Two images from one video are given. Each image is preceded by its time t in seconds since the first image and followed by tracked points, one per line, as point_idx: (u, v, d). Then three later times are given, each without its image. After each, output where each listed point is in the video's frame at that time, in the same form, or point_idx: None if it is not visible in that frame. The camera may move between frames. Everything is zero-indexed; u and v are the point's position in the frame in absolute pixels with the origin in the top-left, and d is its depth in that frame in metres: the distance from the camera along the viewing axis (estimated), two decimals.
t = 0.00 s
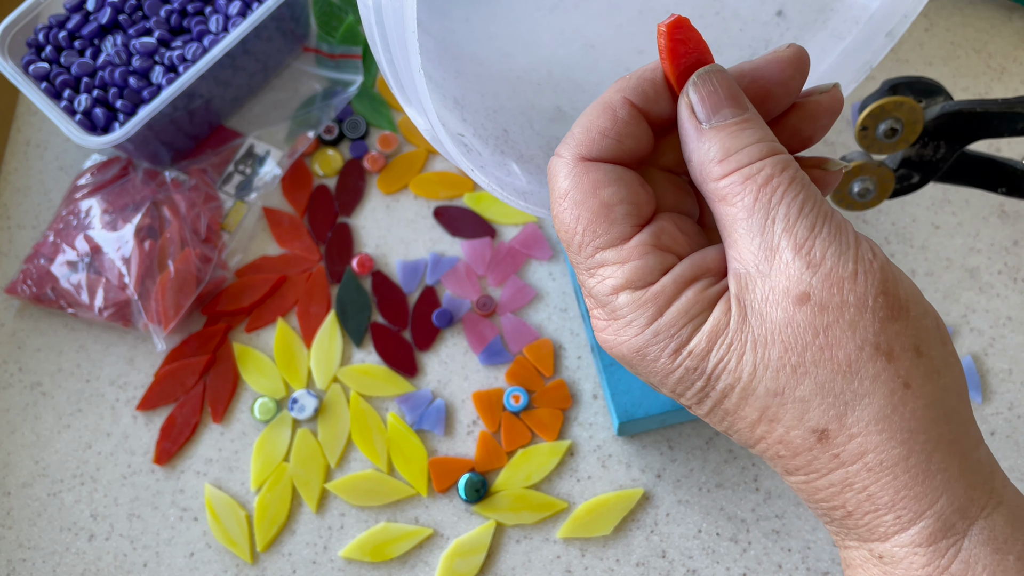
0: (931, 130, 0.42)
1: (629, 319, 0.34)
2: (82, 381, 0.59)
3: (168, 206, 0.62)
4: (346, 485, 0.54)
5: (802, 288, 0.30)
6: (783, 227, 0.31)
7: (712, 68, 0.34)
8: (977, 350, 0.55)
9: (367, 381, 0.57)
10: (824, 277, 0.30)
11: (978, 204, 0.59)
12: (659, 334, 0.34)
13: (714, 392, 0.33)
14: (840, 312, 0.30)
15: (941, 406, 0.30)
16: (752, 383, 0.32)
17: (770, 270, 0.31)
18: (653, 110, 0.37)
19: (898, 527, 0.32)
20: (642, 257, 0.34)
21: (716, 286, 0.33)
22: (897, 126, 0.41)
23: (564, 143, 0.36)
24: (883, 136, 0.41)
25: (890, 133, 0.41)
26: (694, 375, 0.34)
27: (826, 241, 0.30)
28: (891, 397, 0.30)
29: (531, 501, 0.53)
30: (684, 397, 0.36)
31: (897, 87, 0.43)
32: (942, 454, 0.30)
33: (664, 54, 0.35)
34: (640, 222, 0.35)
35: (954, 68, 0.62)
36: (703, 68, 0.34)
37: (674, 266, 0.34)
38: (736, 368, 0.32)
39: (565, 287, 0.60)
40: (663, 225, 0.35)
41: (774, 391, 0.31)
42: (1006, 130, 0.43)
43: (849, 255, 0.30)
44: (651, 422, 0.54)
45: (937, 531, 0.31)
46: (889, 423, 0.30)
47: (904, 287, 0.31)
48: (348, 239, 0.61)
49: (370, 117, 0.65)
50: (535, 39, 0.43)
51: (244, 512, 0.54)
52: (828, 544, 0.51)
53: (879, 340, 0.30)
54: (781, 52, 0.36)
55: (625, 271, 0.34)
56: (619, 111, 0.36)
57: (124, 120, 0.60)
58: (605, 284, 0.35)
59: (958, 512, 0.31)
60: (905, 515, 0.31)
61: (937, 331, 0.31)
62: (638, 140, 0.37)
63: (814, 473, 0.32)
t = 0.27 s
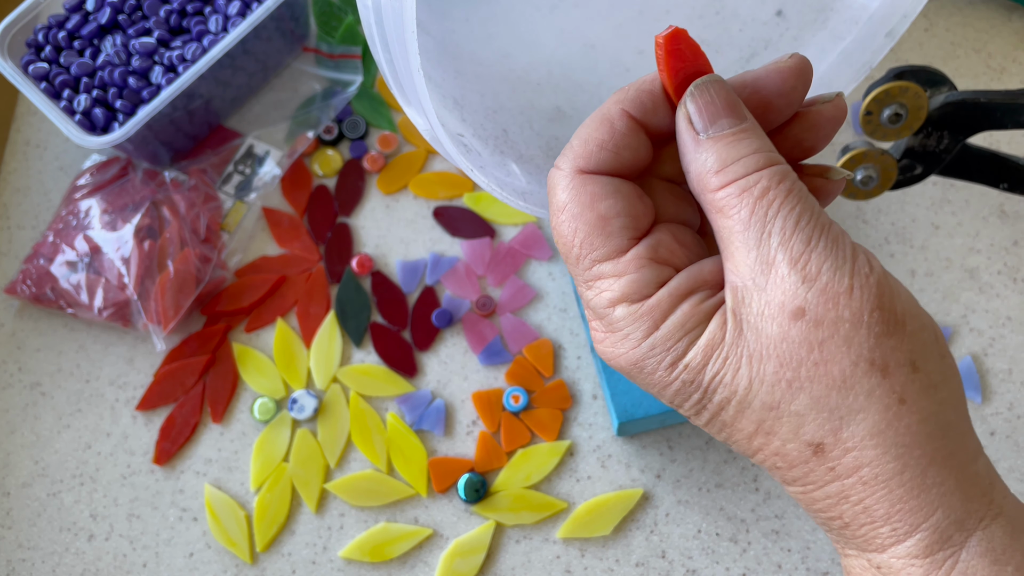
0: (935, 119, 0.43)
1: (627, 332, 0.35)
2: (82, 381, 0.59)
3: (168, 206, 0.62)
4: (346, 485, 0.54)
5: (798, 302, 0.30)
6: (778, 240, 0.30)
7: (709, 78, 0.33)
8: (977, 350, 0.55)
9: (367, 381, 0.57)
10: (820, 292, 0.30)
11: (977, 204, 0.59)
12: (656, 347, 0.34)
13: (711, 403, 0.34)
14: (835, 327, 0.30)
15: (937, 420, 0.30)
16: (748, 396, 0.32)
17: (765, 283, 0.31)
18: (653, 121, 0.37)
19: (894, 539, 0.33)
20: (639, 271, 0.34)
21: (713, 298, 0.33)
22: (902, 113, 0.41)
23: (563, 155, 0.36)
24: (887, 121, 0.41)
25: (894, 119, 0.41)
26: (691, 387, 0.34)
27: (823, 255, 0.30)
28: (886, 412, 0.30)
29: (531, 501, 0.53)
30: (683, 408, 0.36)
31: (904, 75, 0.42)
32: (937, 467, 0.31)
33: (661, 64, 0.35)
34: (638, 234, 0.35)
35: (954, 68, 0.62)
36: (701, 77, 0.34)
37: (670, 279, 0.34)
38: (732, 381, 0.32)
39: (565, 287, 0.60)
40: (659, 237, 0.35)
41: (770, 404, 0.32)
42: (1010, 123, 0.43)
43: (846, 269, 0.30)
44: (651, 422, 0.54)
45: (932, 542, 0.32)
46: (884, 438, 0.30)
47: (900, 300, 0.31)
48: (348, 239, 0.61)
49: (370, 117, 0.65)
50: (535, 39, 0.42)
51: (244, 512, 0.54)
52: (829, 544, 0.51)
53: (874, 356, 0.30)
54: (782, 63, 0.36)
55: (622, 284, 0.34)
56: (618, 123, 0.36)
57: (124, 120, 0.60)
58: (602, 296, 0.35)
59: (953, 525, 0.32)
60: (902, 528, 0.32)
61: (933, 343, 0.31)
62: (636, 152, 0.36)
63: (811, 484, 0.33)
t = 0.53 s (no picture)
0: (936, 118, 0.43)
1: (609, 328, 0.36)
2: (82, 381, 0.59)
3: (168, 206, 0.62)
4: (346, 485, 0.54)
5: (768, 308, 0.31)
6: (754, 246, 0.31)
7: (710, 74, 0.33)
8: (977, 350, 0.55)
9: (367, 381, 0.57)
10: (789, 300, 0.30)
11: (977, 204, 0.59)
12: (633, 344, 0.35)
13: (686, 400, 0.35)
14: (801, 335, 0.30)
15: (903, 428, 0.31)
16: (719, 395, 0.33)
17: (738, 287, 0.31)
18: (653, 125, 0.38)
19: (861, 538, 0.33)
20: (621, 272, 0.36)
21: (689, 299, 0.34)
22: (903, 111, 0.41)
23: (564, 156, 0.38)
24: (888, 119, 0.41)
25: (896, 117, 0.41)
26: (666, 384, 0.35)
27: (795, 263, 0.31)
28: (848, 419, 0.31)
29: (531, 502, 0.53)
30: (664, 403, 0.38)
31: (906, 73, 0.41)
32: (900, 473, 0.31)
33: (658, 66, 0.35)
34: (624, 236, 0.37)
35: (954, 68, 0.62)
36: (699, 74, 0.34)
37: (649, 282, 0.35)
38: (703, 380, 0.33)
39: (565, 288, 0.60)
40: (645, 240, 0.37)
41: (739, 404, 0.33)
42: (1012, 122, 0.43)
43: (818, 278, 0.30)
44: (651, 422, 0.54)
45: (897, 544, 0.33)
46: (845, 443, 0.31)
47: (871, 311, 0.31)
48: (348, 239, 0.61)
49: (370, 117, 0.65)
50: (535, 39, 0.42)
51: (244, 512, 0.54)
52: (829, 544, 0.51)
53: (838, 364, 0.30)
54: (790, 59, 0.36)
55: (604, 284, 0.36)
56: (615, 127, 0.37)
57: (124, 120, 0.60)
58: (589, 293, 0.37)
59: (918, 528, 0.32)
60: (866, 528, 0.33)
61: (901, 353, 0.31)
62: (631, 156, 0.38)
63: (781, 481, 0.34)
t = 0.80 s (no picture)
0: (939, 116, 0.43)
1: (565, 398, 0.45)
2: (82, 380, 0.59)
3: (168, 206, 0.62)
4: (346, 485, 0.54)
5: (687, 395, 0.34)
6: (670, 340, 0.34)
7: (620, 154, 0.35)
8: (977, 350, 0.55)
9: (367, 382, 0.57)
10: (704, 388, 0.34)
11: (978, 204, 0.59)
12: (589, 416, 0.42)
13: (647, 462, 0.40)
14: (718, 422, 0.34)
15: (829, 496, 0.33)
16: (667, 465, 0.38)
17: (663, 377, 0.36)
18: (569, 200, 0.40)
19: None
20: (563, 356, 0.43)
21: (627, 379, 0.41)
22: (904, 108, 0.41)
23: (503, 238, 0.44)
24: (891, 117, 0.41)
25: (899, 115, 0.41)
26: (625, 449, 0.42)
27: (708, 354, 0.34)
28: (772, 492, 0.34)
29: (531, 502, 0.53)
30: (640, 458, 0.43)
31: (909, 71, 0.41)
32: (832, 534, 0.34)
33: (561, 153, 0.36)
34: (563, 315, 0.44)
35: (954, 68, 0.62)
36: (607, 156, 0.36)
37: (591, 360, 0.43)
38: (653, 451, 0.39)
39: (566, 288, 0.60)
40: (583, 318, 0.43)
41: (683, 473, 0.37)
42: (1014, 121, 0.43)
43: (729, 365, 0.33)
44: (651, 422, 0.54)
45: None
46: (775, 511, 0.34)
47: (790, 389, 0.33)
48: (348, 239, 0.61)
49: (369, 117, 0.65)
50: (535, 39, 0.43)
51: (244, 512, 0.54)
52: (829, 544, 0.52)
53: (755, 446, 0.33)
54: (696, 115, 0.36)
55: (554, 365, 0.44)
56: (539, 216, 0.41)
57: (124, 121, 0.60)
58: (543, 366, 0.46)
59: None
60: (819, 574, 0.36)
61: (823, 426, 0.33)
62: (558, 237, 0.42)
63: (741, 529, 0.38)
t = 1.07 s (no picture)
0: (940, 118, 0.43)
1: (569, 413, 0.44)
2: (82, 380, 0.59)
3: (168, 206, 0.62)
4: (346, 485, 0.54)
5: (689, 411, 0.34)
6: (672, 355, 0.34)
7: (617, 171, 0.35)
8: (977, 350, 0.55)
9: (367, 382, 0.57)
10: (706, 405, 0.33)
11: (978, 204, 0.59)
12: (593, 430, 0.42)
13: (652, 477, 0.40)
14: (721, 437, 0.33)
15: (832, 510, 0.33)
16: (670, 480, 0.38)
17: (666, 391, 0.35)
18: (567, 216, 0.40)
19: None
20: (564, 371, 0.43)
21: (631, 394, 0.40)
22: (905, 112, 0.41)
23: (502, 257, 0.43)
24: (892, 120, 0.41)
25: (900, 118, 0.41)
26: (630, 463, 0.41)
27: (710, 369, 0.33)
28: (775, 507, 0.34)
29: (531, 502, 0.53)
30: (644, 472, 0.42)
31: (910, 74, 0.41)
32: (836, 548, 0.34)
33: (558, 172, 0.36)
34: (564, 332, 0.43)
35: (954, 68, 0.62)
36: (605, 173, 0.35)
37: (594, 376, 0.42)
38: (656, 466, 0.38)
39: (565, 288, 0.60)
40: (585, 333, 0.43)
41: (687, 488, 0.37)
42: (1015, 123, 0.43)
43: (730, 380, 0.33)
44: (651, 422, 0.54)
45: None
46: (779, 525, 0.34)
47: (792, 404, 0.33)
48: (348, 239, 0.61)
49: (369, 117, 0.65)
50: (536, 39, 0.42)
51: (244, 512, 0.54)
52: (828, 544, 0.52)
53: (758, 461, 0.33)
54: (693, 133, 0.36)
55: (556, 381, 0.43)
56: (538, 233, 0.41)
57: (124, 121, 0.60)
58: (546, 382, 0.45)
59: None
60: None
61: (826, 441, 0.33)
62: (557, 254, 0.42)
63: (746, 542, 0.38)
